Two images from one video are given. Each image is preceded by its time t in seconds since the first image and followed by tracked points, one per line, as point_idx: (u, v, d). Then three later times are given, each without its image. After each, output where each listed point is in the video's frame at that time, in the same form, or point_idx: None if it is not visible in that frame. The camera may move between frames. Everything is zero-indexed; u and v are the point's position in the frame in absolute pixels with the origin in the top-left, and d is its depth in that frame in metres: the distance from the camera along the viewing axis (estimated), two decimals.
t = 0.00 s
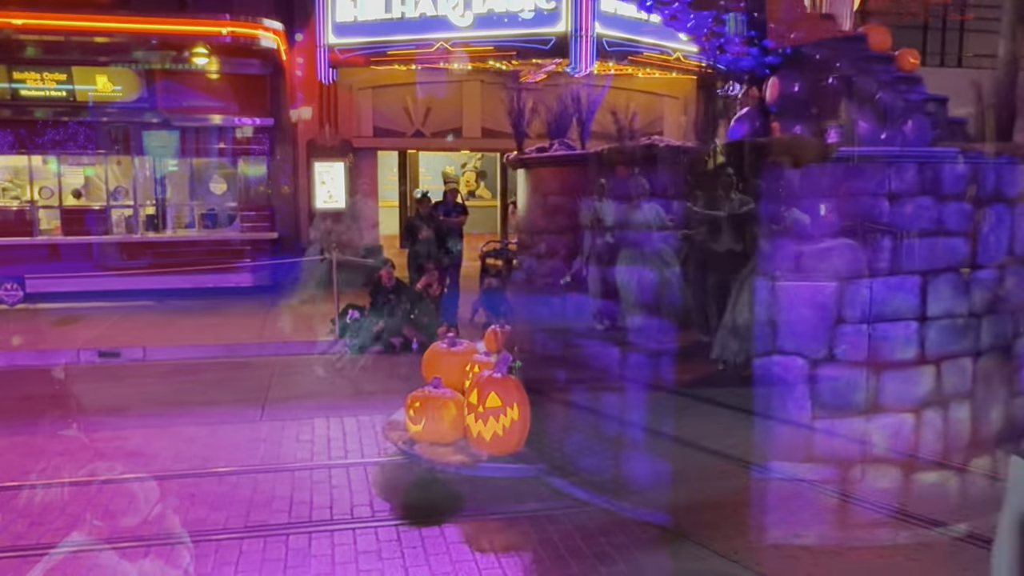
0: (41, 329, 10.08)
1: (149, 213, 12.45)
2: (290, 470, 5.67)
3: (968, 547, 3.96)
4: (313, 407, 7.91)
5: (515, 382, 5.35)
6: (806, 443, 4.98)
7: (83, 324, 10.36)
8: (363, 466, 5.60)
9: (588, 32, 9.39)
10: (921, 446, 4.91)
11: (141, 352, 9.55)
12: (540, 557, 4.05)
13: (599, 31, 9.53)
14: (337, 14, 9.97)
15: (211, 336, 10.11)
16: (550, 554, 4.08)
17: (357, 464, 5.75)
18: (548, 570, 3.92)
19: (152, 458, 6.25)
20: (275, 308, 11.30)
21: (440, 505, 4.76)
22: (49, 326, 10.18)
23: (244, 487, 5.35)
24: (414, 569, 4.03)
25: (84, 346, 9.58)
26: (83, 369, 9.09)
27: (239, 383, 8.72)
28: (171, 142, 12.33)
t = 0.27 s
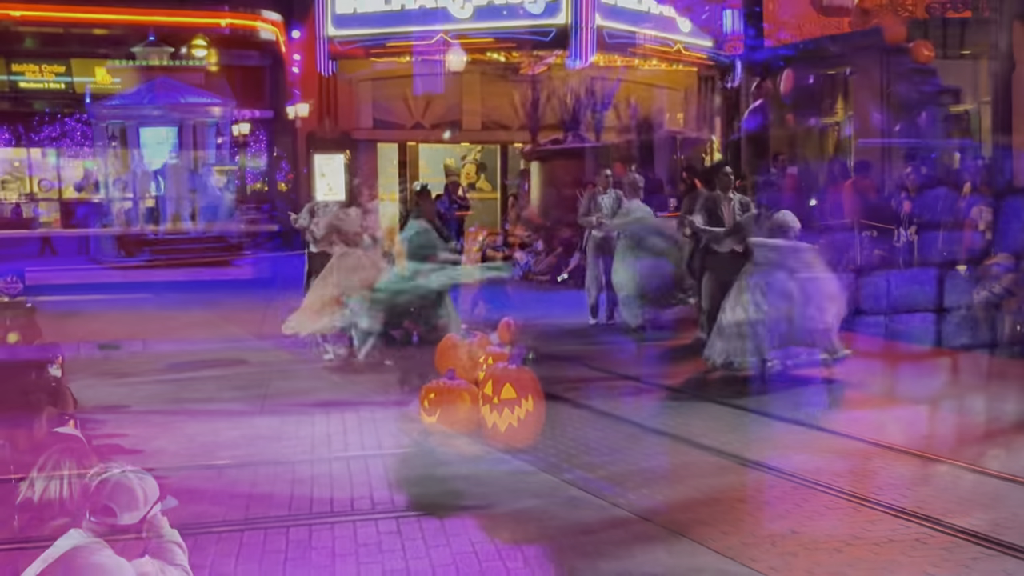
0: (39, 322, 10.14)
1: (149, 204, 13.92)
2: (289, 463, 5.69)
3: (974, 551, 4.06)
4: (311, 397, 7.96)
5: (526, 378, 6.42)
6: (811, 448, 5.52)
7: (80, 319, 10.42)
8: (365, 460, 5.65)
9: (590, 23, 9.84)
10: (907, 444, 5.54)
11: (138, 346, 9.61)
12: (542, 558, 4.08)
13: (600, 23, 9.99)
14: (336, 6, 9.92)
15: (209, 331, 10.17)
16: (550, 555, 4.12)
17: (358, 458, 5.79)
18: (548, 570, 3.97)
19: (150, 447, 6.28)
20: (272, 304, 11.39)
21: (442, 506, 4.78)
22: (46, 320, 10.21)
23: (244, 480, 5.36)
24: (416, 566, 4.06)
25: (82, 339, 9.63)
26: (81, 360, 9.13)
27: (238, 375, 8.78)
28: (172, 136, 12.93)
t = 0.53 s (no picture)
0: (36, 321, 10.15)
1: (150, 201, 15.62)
2: (286, 462, 5.68)
3: (971, 550, 4.06)
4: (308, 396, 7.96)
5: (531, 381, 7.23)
6: (812, 447, 5.52)
7: (78, 319, 10.44)
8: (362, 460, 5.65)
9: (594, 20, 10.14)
10: (909, 443, 5.56)
11: (136, 345, 9.62)
12: (540, 558, 4.07)
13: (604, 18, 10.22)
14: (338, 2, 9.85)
15: (206, 331, 10.18)
16: (548, 553, 4.13)
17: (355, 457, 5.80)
18: (546, 569, 3.97)
19: (147, 445, 6.28)
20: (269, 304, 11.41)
21: (438, 505, 4.78)
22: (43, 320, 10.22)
23: (241, 478, 5.36)
24: (413, 565, 4.06)
25: (80, 339, 9.65)
26: (78, 359, 9.14)
27: (235, 374, 8.78)
28: (165, 133, 16.72)
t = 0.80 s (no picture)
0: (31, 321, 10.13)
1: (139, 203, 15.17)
2: (281, 459, 5.68)
3: (967, 547, 4.07)
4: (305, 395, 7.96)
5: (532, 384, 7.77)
6: (806, 445, 5.51)
7: (73, 318, 10.41)
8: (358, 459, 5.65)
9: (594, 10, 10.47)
10: (903, 440, 5.57)
11: (131, 343, 9.61)
12: (538, 557, 4.07)
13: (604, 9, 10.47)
14: None
15: (202, 329, 10.17)
16: (546, 552, 4.12)
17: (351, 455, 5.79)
18: (542, 567, 3.97)
19: (142, 444, 6.26)
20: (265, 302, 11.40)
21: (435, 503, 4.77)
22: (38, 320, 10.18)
23: (236, 476, 5.35)
24: (411, 564, 4.05)
25: (75, 338, 9.63)
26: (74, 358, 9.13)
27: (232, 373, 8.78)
28: (161, 131, 16.82)
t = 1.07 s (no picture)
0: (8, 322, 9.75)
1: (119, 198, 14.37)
2: (258, 465, 5.30)
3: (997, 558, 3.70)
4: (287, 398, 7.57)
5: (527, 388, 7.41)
6: (812, 451, 5.14)
7: (51, 318, 10.04)
8: (340, 464, 5.26)
9: None
10: (917, 443, 5.18)
11: (112, 345, 9.23)
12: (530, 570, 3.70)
13: None
14: None
15: (185, 329, 9.78)
16: (538, 566, 3.75)
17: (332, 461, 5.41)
18: None
19: (113, 450, 5.89)
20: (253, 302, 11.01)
21: (420, 511, 4.40)
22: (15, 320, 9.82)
23: (208, 484, 4.98)
24: None
25: (52, 339, 9.25)
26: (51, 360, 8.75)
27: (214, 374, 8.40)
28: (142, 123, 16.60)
